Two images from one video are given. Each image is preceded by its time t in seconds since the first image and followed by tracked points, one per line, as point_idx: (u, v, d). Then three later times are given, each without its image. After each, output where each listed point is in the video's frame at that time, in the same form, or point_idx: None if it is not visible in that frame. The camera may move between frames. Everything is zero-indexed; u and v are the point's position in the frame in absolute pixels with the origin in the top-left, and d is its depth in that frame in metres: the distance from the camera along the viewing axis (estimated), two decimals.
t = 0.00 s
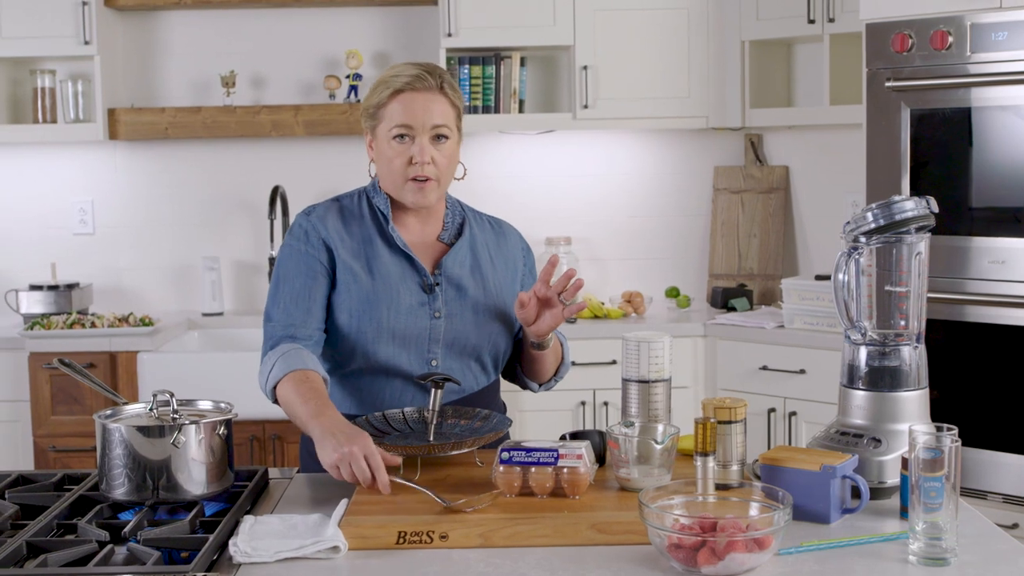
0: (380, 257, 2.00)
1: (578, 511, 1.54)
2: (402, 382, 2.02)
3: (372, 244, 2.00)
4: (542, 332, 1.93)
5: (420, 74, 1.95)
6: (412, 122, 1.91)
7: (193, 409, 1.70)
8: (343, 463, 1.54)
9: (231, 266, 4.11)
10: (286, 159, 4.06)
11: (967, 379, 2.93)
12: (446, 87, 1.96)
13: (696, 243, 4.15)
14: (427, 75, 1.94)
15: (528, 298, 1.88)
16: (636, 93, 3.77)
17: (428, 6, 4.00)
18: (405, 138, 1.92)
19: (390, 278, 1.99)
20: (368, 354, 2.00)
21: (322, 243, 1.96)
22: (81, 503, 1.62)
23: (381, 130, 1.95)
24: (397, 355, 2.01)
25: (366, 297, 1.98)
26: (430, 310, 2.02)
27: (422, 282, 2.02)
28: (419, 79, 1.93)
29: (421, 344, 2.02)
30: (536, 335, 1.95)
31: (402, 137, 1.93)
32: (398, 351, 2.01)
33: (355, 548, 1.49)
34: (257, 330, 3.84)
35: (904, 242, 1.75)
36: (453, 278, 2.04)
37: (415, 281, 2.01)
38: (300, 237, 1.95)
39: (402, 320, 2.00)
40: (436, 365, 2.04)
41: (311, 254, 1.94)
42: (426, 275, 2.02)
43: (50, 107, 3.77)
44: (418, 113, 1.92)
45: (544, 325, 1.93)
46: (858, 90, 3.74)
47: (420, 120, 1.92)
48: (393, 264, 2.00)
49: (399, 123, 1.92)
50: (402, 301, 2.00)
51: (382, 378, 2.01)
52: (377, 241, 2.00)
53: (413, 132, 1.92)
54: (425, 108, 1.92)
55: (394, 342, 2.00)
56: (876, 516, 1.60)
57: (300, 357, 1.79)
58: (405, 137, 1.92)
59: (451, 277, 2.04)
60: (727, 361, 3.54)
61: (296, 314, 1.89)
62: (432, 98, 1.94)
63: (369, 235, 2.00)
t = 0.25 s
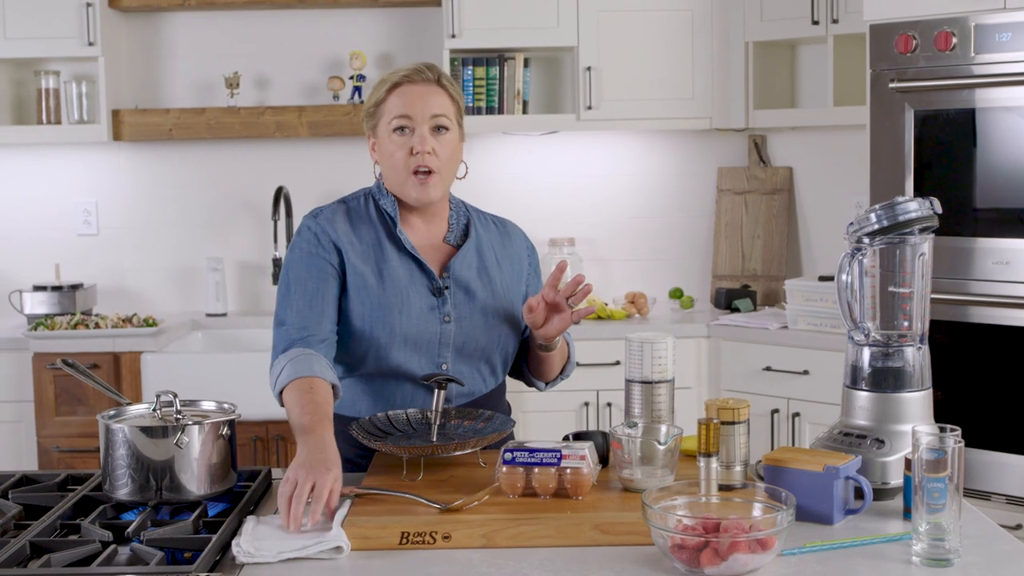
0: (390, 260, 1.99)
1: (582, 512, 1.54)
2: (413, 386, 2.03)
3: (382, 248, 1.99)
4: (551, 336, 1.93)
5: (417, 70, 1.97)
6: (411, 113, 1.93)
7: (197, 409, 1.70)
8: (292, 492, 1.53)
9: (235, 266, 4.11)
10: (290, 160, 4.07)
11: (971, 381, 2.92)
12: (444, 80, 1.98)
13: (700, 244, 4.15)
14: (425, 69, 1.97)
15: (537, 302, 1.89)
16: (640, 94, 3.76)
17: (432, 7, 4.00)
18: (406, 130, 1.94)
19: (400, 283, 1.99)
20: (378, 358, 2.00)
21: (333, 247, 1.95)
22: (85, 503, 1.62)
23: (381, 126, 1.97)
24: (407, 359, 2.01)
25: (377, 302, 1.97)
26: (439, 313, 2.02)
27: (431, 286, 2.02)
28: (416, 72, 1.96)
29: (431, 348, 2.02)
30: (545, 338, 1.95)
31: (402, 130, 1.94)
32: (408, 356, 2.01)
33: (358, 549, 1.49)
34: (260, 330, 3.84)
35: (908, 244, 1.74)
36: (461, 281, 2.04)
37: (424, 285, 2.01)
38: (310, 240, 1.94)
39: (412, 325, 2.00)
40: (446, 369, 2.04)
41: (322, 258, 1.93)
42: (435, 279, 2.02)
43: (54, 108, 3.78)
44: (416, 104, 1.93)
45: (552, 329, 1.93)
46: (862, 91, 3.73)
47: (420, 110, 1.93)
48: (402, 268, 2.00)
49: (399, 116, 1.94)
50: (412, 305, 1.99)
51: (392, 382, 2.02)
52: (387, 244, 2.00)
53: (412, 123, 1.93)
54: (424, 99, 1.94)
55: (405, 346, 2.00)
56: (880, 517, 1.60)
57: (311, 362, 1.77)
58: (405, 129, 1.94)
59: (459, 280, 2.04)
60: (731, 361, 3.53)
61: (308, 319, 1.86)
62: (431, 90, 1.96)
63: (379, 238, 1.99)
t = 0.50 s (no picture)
0: (396, 256, 1.99)
1: (584, 511, 1.52)
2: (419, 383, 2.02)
3: (387, 244, 1.99)
4: (552, 329, 1.92)
5: (410, 65, 1.97)
6: (406, 107, 1.93)
7: (197, 408, 1.70)
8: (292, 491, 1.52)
9: (236, 265, 4.11)
10: (290, 159, 4.07)
11: (973, 379, 2.92)
12: (438, 74, 1.98)
13: (701, 242, 4.15)
14: (418, 65, 1.97)
15: (538, 294, 1.89)
16: (641, 93, 3.76)
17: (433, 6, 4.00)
18: (401, 124, 1.93)
19: (405, 278, 1.99)
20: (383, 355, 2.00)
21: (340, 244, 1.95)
22: (85, 503, 1.62)
23: (377, 122, 1.97)
24: (413, 356, 2.00)
25: (383, 298, 1.98)
26: (443, 309, 2.03)
27: (435, 282, 2.02)
28: (409, 68, 1.96)
29: (436, 344, 2.03)
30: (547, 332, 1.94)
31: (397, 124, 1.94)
32: (414, 352, 2.01)
33: (359, 548, 1.49)
34: (262, 330, 3.84)
35: (909, 241, 1.74)
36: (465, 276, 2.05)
37: (429, 281, 2.02)
38: (317, 236, 1.94)
39: (418, 321, 2.00)
40: (451, 365, 2.04)
41: (330, 254, 1.93)
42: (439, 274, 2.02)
43: (55, 108, 3.78)
44: (410, 99, 1.93)
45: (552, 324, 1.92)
46: (863, 89, 3.73)
47: (414, 105, 1.93)
48: (407, 263, 2.00)
49: (393, 111, 1.94)
50: (418, 302, 2.00)
51: (396, 379, 2.01)
52: (392, 240, 2.00)
53: (407, 117, 1.93)
54: (419, 93, 1.94)
55: (411, 343, 2.00)
56: (880, 515, 1.60)
57: (318, 359, 1.74)
58: (399, 124, 1.93)
59: (463, 276, 2.05)
60: (732, 360, 3.53)
61: (317, 315, 1.85)
62: (426, 85, 1.95)
63: (384, 234, 2.00)
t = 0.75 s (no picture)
0: (392, 254, 2.00)
1: (583, 509, 1.52)
2: (413, 379, 2.03)
3: (384, 241, 2.01)
4: (553, 328, 1.91)
5: (405, 68, 1.96)
6: (399, 113, 1.93)
7: (198, 407, 1.70)
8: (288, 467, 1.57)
9: (237, 263, 4.11)
10: (291, 157, 4.07)
11: (974, 377, 2.92)
12: (433, 78, 1.97)
13: (702, 240, 4.15)
14: (413, 68, 1.96)
15: (536, 294, 1.87)
16: (642, 90, 3.76)
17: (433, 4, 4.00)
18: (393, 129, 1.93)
19: (400, 275, 2.00)
20: (378, 351, 2.01)
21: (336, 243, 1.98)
22: (86, 501, 1.62)
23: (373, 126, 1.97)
24: (406, 352, 2.01)
25: (379, 295, 1.99)
26: (438, 306, 2.03)
27: (431, 278, 2.03)
28: (402, 73, 1.95)
29: (430, 340, 2.03)
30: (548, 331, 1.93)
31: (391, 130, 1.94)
32: (408, 348, 2.01)
33: (359, 546, 1.49)
34: (262, 328, 3.84)
35: (910, 239, 1.74)
36: (462, 272, 2.04)
37: (424, 278, 2.02)
38: (315, 236, 1.97)
39: (412, 316, 2.01)
40: (446, 361, 2.04)
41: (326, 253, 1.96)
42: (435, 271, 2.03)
43: (55, 106, 3.78)
44: (403, 104, 1.93)
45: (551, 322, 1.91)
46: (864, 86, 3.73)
47: (407, 111, 1.93)
48: (404, 261, 2.01)
49: (386, 116, 1.93)
50: (412, 298, 2.01)
51: (390, 375, 2.02)
52: (390, 239, 2.01)
53: (399, 123, 1.92)
54: (412, 99, 1.93)
55: (405, 338, 2.01)
56: (881, 514, 1.60)
57: (310, 349, 1.80)
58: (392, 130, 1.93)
59: (461, 273, 2.04)
60: (733, 358, 3.53)
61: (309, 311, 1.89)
62: (419, 89, 1.95)
63: (382, 233, 2.01)
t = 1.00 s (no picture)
0: (380, 249, 2.03)
1: (583, 508, 1.52)
2: (398, 373, 2.02)
3: (376, 237, 2.03)
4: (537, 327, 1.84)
5: (397, 73, 1.97)
6: (392, 118, 1.93)
7: (198, 407, 1.70)
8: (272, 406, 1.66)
9: (238, 263, 4.11)
10: (291, 157, 4.06)
11: (974, 377, 2.92)
12: (428, 82, 1.96)
13: (702, 240, 4.15)
14: (406, 73, 1.96)
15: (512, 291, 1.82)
16: (643, 90, 3.76)
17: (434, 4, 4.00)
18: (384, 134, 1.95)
19: (389, 268, 2.02)
20: (366, 344, 2.02)
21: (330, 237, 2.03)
22: (86, 501, 1.62)
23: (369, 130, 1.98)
24: (392, 346, 2.02)
25: (369, 289, 2.02)
26: (426, 301, 2.03)
27: (421, 274, 2.03)
28: (395, 78, 1.95)
29: (416, 335, 2.02)
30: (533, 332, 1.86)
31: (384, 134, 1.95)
32: (394, 342, 2.01)
33: (359, 546, 1.49)
34: (262, 328, 3.84)
35: (910, 239, 1.74)
36: (452, 269, 2.04)
37: (414, 273, 2.03)
38: (313, 232, 2.04)
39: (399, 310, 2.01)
40: (431, 358, 2.03)
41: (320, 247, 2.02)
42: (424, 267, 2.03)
43: (56, 106, 3.78)
44: (396, 109, 1.93)
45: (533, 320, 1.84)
46: (864, 86, 3.73)
47: (399, 115, 1.93)
48: (394, 256, 2.02)
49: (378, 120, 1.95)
50: (400, 292, 2.02)
51: (376, 369, 2.02)
52: (382, 234, 2.03)
53: (392, 127, 1.93)
54: (405, 103, 1.93)
55: (391, 332, 2.01)
56: (882, 513, 1.60)
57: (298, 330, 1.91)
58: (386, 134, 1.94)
59: (451, 269, 2.04)
60: (733, 357, 3.53)
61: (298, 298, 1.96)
62: (412, 94, 1.95)
63: (377, 229, 2.04)
